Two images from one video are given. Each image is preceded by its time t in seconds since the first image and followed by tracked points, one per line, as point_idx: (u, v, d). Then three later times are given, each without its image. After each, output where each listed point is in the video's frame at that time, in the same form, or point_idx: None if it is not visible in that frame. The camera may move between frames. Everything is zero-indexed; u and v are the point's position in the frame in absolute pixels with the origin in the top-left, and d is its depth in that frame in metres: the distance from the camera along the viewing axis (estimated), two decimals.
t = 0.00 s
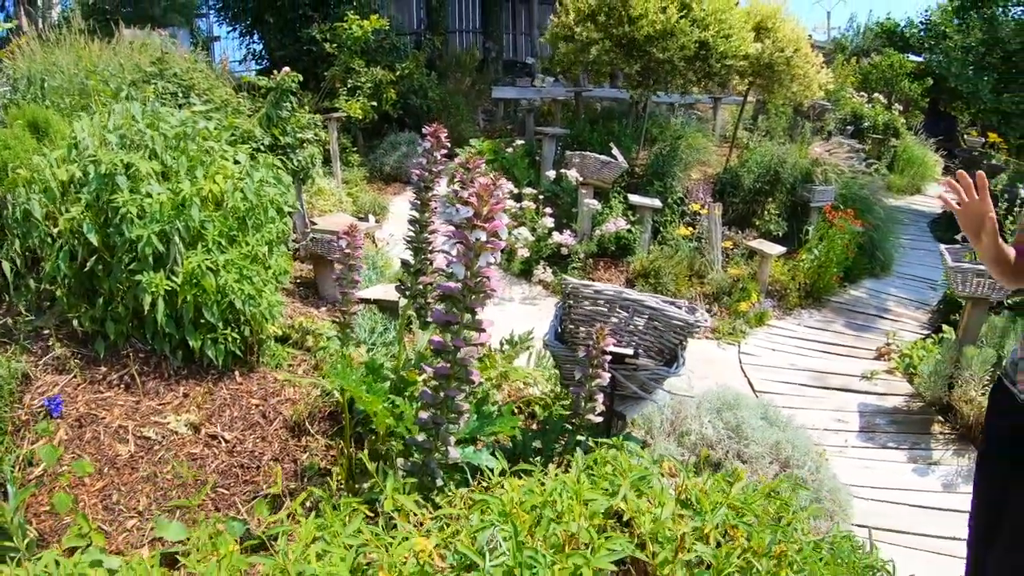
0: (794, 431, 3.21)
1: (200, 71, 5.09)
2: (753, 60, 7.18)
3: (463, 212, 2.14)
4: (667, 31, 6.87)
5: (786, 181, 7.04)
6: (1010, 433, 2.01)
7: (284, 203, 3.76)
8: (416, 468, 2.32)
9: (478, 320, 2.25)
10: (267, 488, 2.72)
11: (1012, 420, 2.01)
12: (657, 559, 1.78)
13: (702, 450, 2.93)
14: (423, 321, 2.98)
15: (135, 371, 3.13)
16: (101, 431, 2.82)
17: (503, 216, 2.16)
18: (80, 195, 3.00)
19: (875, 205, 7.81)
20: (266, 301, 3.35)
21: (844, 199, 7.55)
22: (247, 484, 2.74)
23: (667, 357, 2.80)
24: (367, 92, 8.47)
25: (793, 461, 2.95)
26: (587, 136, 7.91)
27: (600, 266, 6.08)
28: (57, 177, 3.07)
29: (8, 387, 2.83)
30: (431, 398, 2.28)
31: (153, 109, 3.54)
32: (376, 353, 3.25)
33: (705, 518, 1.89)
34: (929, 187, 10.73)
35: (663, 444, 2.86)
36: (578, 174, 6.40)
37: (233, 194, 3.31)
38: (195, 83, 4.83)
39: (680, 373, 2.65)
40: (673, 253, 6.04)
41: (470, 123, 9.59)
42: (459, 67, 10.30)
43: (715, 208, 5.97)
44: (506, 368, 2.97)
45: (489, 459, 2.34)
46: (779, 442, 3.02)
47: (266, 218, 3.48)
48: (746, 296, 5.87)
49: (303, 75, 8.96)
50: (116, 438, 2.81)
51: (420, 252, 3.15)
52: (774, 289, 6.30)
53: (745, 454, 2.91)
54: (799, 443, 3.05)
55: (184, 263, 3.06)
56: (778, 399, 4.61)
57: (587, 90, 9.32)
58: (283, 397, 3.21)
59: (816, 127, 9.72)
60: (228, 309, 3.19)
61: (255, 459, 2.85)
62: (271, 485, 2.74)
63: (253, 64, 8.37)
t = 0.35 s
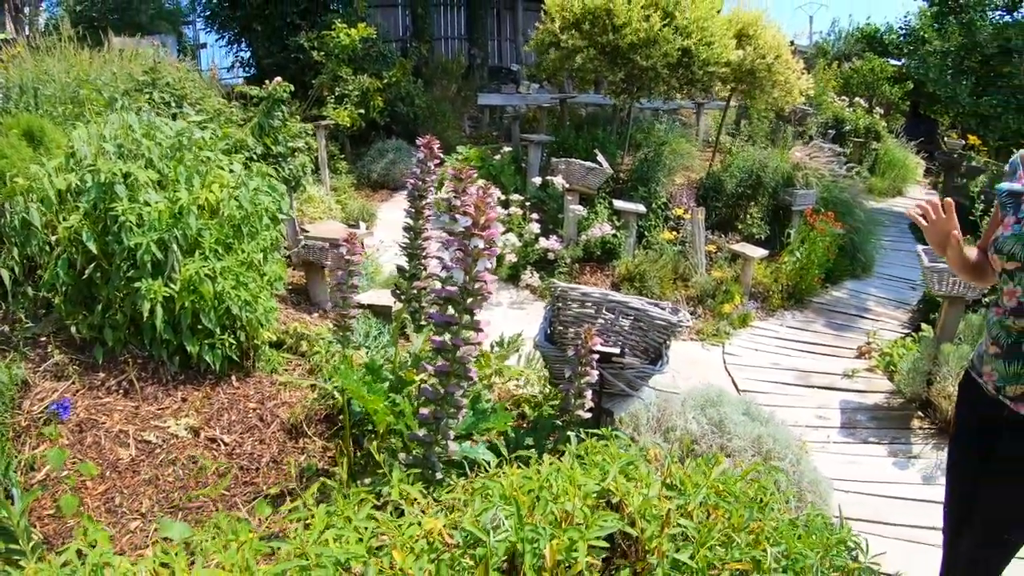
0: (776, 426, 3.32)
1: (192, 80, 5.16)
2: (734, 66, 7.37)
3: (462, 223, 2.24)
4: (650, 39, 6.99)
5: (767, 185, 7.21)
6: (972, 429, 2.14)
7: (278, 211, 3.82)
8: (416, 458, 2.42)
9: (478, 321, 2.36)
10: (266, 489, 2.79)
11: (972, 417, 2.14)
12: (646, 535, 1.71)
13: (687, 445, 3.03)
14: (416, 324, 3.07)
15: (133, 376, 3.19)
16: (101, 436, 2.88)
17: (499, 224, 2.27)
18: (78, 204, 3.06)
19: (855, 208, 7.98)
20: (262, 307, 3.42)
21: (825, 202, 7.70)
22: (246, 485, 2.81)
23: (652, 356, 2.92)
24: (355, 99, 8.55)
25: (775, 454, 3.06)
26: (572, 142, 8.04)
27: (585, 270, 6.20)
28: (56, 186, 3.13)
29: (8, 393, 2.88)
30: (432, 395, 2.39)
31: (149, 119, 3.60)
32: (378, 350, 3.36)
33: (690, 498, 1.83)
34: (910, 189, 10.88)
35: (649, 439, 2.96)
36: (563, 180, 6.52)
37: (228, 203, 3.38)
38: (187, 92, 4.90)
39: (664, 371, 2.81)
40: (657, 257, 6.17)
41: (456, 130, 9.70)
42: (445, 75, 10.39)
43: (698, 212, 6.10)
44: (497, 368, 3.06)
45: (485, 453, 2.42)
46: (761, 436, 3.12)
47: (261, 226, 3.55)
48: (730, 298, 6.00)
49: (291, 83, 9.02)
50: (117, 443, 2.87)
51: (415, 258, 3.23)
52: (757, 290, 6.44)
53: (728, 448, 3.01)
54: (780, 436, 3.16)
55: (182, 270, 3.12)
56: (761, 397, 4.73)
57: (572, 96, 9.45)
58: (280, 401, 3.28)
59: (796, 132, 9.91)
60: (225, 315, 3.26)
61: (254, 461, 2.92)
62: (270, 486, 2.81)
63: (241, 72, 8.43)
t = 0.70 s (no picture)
0: (765, 426, 3.40)
1: (184, 94, 5.20)
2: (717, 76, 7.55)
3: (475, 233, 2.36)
4: (634, 50, 7.13)
5: (751, 192, 7.35)
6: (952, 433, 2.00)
7: (273, 222, 3.85)
8: (426, 460, 2.49)
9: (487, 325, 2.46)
10: (267, 496, 2.82)
11: (952, 421, 2.00)
12: (649, 520, 1.56)
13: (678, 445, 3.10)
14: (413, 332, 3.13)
15: (131, 387, 3.21)
16: (101, 446, 2.90)
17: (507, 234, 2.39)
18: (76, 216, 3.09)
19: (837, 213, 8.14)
20: (258, 317, 3.45)
21: (807, 208, 7.85)
22: (247, 492, 2.84)
23: (644, 359, 3.01)
24: (342, 110, 8.60)
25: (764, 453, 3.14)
26: (558, 152, 8.14)
27: (573, 278, 6.29)
28: (52, 197, 3.15)
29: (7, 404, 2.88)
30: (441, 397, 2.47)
31: (144, 131, 3.64)
32: (377, 355, 3.43)
33: (691, 485, 1.67)
34: (890, 194, 11.07)
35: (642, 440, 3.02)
36: (551, 190, 6.62)
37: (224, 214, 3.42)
38: (179, 104, 4.94)
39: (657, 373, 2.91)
40: (644, 264, 6.27)
41: (443, 140, 9.78)
42: (430, 86, 10.48)
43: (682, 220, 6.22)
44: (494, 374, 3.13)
45: (487, 454, 2.48)
46: (751, 435, 3.20)
47: (257, 236, 3.58)
48: (715, 303, 6.11)
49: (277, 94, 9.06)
50: (117, 452, 2.90)
51: (412, 267, 3.29)
52: (742, 296, 6.55)
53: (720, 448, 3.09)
54: (769, 436, 3.24)
55: (179, 281, 3.15)
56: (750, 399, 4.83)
57: (557, 106, 9.57)
58: (278, 410, 3.32)
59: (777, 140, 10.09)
60: (222, 324, 3.30)
61: (254, 468, 2.95)
62: (271, 493, 2.84)
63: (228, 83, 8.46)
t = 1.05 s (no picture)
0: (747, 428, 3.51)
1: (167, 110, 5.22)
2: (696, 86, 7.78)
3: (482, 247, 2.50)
4: (613, 63, 7.27)
5: (728, 201, 7.53)
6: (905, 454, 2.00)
7: (261, 236, 3.89)
8: (430, 465, 2.56)
9: (490, 336, 2.56)
10: (264, 507, 2.86)
11: (905, 443, 1.99)
12: (648, 512, 1.63)
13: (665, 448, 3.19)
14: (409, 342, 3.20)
15: (124, 402, 3.22)
16: (96, 461, 2.91)
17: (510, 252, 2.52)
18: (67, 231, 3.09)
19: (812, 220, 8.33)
20: (249, 331, 3.49)
21: (783, 215, 8.03)
22: (244, 504, 2.87)
23: (632, 365, 3.10)
24: (323, 124, 8.63)
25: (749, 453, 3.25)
26: (538, 164, 8.25)
27: (555, 288, 6.38)
28: (43, 213, 3.15)
29: None
30: (448, 405, 2.57)
31: (132, 148, 3.66)
32: (369, 366, 3.49)
33: (684, 480, 1.75)
34: (862, 201, 11.36)
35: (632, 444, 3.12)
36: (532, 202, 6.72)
37: (215, 229, 3.46)
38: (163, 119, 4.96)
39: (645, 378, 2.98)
40: (625, 273, 6.39)
41: (423, 154, 9.86)
42: (409, 99, 10.55)
43: (662, 229, 6.35)
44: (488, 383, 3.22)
45: (483, 459, 2.54)
46: (735, 437, 3.30)
47: (246, 252, 3.62)
48: (696, 310, 6.23)
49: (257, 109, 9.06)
50: (112, 467, 2.91)
51: (404, 279, 3.36)
52: (721, 303, 6.70)
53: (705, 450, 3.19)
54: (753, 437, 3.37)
55: (172, 296, 3.18)
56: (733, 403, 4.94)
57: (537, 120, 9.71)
58: (270, 423, 3.35)
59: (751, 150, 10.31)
60: (214, 339, 3.33)
61: (251, 480, 2.99)
62: (268, 504, 2.88)
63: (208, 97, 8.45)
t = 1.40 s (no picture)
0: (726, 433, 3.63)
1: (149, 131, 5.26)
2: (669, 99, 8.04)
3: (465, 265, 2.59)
4: (589, 79, 7.44)
5: (703, 212, 7.72)
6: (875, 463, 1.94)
7: (247, 255, 3.94)
8: (421, 472, 2.63)
9: (477, 348, 2.65)
10: (257, 522, 2.91)
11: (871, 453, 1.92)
12: (632, 509, 1.74)
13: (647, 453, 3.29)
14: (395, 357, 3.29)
15: (114, 422, 3.26)
16: (89, 481, 2.95)
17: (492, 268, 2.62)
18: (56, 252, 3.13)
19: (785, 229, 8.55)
20: (237, 349, 3.54)
21: (758, 224, 8.23)
22: (237, 519, 2.92)
23: (612, 375, 3.20)
24: (303, 141, 8.68)
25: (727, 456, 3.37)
26: (516, 178, 8.39)
27: (535, 301, 6.50)
28: (31, 235, 3.19)
29: None
30: (438, 416, 2.66)
31: (118, 169, 3.70)
32: (357, 381, 3.56)
33: (665, 479, 1.85)
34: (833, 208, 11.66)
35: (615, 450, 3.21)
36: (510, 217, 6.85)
37: (202, 248, 3.51)
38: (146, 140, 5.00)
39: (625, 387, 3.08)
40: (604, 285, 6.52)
41: (401, 170, 9.96)
42: (388, 115, 10.65)
43: (639, 241, 6.50)
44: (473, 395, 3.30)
45: (472, 467, 2.62)
46: (713, 441, 3.42)
47: (233, 270, 3.67)
48: (673, 320, 6.38)
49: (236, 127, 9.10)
50: (105, 486, 2.95)
51: (390, 295, 3.43)
52: (699, 311, 6.86)
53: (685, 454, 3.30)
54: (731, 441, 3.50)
55: (161, 315, 3.22)
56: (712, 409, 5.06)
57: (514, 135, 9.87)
58: (260, 439, 3.40)
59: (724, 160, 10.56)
60: (202, 357, 3.38)
61: (244, 496, 3.04)
62: (261, 518, 2.93)
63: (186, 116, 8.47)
